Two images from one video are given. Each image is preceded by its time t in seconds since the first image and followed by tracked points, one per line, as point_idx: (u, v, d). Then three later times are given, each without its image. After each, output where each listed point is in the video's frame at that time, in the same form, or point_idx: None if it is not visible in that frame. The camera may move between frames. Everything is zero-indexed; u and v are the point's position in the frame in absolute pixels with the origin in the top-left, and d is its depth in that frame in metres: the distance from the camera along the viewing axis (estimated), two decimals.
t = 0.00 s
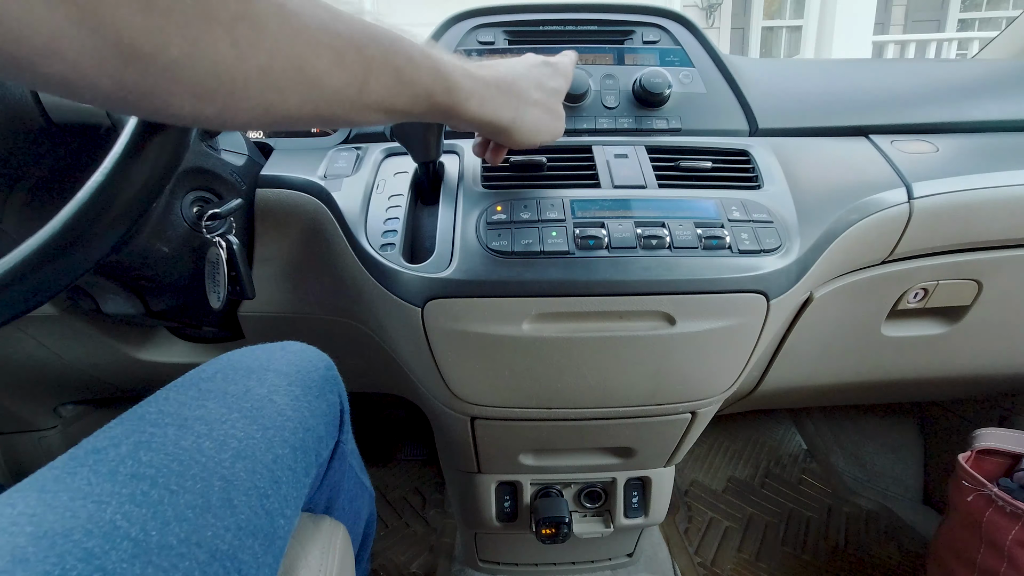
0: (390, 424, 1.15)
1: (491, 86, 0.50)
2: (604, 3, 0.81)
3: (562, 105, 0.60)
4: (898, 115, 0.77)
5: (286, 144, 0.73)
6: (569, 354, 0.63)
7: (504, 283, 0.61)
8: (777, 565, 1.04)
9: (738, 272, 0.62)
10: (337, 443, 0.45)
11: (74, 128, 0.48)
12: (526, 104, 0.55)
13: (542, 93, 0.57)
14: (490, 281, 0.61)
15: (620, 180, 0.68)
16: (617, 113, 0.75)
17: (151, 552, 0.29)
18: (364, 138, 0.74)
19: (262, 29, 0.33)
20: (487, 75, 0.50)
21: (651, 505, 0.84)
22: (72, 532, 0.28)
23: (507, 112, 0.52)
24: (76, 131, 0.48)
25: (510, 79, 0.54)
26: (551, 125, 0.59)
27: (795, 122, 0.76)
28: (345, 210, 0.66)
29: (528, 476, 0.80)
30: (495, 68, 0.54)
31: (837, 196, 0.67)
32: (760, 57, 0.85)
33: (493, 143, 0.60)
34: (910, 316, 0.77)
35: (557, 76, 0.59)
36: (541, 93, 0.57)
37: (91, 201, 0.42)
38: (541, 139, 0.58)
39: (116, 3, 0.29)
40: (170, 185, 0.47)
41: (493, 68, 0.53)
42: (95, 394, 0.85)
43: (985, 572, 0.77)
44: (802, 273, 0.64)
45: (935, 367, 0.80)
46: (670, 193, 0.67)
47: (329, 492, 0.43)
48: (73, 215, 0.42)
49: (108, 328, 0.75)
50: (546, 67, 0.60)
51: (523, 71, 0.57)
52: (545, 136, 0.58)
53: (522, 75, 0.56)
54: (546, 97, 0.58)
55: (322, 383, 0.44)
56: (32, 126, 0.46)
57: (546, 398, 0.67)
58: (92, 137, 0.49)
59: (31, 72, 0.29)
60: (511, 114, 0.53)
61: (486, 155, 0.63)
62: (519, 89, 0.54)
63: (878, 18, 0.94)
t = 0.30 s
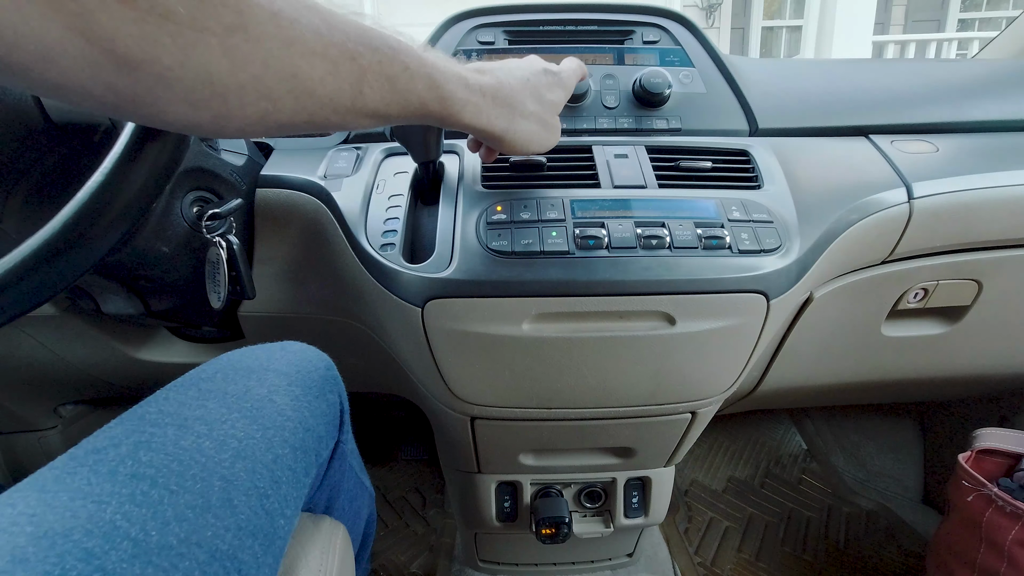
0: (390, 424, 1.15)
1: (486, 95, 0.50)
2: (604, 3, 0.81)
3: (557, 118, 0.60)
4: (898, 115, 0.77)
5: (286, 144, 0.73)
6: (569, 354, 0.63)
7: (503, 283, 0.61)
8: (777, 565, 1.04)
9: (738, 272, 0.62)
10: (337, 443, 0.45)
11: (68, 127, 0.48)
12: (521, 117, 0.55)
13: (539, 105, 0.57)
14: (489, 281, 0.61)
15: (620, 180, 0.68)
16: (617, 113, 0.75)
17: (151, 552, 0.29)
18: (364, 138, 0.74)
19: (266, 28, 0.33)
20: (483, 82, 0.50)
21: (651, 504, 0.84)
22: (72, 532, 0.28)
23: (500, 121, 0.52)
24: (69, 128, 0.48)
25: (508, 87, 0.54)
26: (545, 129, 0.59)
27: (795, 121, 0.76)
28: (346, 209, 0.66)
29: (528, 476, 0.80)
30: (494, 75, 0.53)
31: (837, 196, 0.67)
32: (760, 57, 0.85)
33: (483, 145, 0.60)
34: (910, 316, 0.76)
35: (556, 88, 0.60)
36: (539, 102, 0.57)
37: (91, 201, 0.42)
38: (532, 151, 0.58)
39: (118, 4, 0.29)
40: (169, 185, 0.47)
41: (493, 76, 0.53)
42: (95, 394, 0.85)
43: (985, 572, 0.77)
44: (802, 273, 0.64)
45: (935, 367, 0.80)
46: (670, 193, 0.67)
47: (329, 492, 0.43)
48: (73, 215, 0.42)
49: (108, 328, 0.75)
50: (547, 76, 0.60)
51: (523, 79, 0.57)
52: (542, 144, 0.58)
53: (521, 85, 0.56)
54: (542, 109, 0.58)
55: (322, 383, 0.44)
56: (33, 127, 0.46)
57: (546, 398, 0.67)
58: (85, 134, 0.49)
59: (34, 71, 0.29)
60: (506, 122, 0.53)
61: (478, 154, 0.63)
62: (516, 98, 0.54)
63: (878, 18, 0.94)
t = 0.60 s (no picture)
0: (390, 424, 1.15)
1: (486, 94, 0.50)
2: (603, 3, 0.81)
3: (557, 117, 0.60)
4: (898, 115, 0.77)
5: (286, 144, 0.73)
6: (568, 354, 0.63)
7: (503, 283, 0.61)
8: (776, 565, 1.04)
9: (739, 271, 0.62)
10: (337, 443, 0.45)
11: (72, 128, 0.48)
12: (521, 116, 0.55)
13: (540, 104, 0.57)
14: (490, 281, 0.61)
15: (620, 180, 0.68)
16: (617, 113, 0.75)
17: (151, 552, 0.29)
18: (364, 138, 0.74)
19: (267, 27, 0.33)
20: (484, 81, 0.50)
21: (651, 504, 0.84)
22: (72, 531, 0.28)
23: (501, 120, 0.52)
24: (72, 129, 0.48)
25: (508, 86, 0.54)
26: (545, 129, 0.59)
27: (795, 122, 0.76)
28: (346, 209, 0.66)
29: (528, 476, 0.80)
30: (495, 74, 0.53)
31: (837, 196, 0.67)
32: (760, 57, 0.85)
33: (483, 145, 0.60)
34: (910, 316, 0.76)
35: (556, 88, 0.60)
36: (539, 102, 0.57)
37: (91, 201, 0.42)
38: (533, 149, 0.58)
39: (119, 3, 0.29)
40: (170, 185, 0.47)
41: (493, 75, 0.53)
42: (94, 394, 0.85)
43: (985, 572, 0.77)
44: (802, 273, 0.64)
45: (935, 367, 0.80)
46: (670, 193, 0.67)
47: (329, 491, 0.43)
48: (73, 214, 0.42)
49: (107, 328, 0.75)
50: (547, 76, 0.60)
51: (524, 79, 0.57)
52: (542, 144, 0.58)
53: (522, 85, 0.56)
54: (542, 108, 0.58)
55: (321, 383, 0.44)
56: (33, 127, 0.46)
57: (545, 398, 0.67)
58: (87, 136, 0.49)
59: (34, 70, 0.29)
60: (506, 121, 0.53)
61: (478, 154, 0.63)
62: (516, 98, 0.54)
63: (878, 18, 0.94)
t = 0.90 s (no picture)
0: (390, 424, 1.15)
1: (486, 95, 0.50)
2: (603, 3, 0.81)
3: (556, 119, 0.60)
4: (898, 115, 0.77)
5: (286, 144, 0.73)
6: (568, 354, 0.63)
7: (503, 283, 0.61)
8: (776, 565, 1.04)
9: (739, 271, 0.62)
10: (337, 443, 0.45)
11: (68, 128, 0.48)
12: (520, 119, 0.55)
13: (539, 108, 0.57)
14: (490, 280, 0.61)
15: (620, 180, 0.68)
16: (617, 113, 0.75)
17: (151, 552, 0.29)
18: (364, 138, 0.74)
19: (267, 26, 0.33)
20: (484, 83, 0.50)
21: (651, 504, 0.84)
22: (72, 531, 0.28)
23: (500, 123, 0.52)
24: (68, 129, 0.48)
25: (508, 89, 0.54)
26: (544, 132, 0.59)
27: (795, 121, 0.76)
28: (345, 210, 0.66)
29: (528, 476, 0.80)
30: (495, 76, 0.53)
31: (837, 196, 0.67)
32: (760, 57, 0.85)
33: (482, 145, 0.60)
34: (910, 316, 0.76)
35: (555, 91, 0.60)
36: (538, 105, 0.58)
37: (91, 201, 0.42)
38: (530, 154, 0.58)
39: (119, 1, 0.29)
40: (170, 184, 0.47)
41: (493, 77, 0.53)
42: (95, 394, 0.85)
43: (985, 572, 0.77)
44: (802, 273, 0.64)
45: (936, 367, 0.80)
46: (670, 193, 0.67)
47: (329, 491, 0.43)
48: (73, 215, 0.42)
49: (108, 327, 0.75)
50: (546, 79, 0.60)
51: (524, 82, 0.57)
52: (541, 146, 0.58)
53: (522, 88, 0.56)
54: (541, 112, 0.58)
55: (321, 383, 0.44)
56: (33, 127, 0.46)
57: (545, 398, 0.67)
58: (84, 134, 0.49)
59: (33, 69, 0.29)
60: (505, 122, 0.53)
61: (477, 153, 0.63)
62: (516, 100, 0.54)
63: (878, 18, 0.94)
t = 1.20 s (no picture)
0: (390, 424, 1.15)
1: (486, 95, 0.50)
2: (603, 3, 0.81)
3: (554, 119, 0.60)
4: (898, 115, 0.77)
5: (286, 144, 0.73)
6: (568, 354, 0.63)
7: (503, 283, 0.61)
8: (776, 565, 1.04)
9: (739, 271, 0.62)
10: (337, 443, 0.45)
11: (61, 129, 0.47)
12: (521, 118, 0.55)
13: (539, 108, 0.57)
14: (490, 281, 0.61)
15: (620, 180, 0.68)
16: (617, 113, 0.75)
17: (151, 552, 0.29)
18: (364, 138, 0.74)
19: (266, 26, 0.33)
20: (485, 85, 0.50)
21: (650, 504, 0.84)
22: (72, 531, 0.28)
23: (500, 124, 0.52)
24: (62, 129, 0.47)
25: (509, 90, 0.54)
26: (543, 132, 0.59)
27: (795, 121, 0.76)
28: (346, 210, 0.66)
29: (528, 476, 0.80)
30: (495, 77, 0.53)
31: (838, 196, 0.67)
32: (760, 57, 0.85)
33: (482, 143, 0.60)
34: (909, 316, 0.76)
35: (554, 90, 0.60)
36: (538, 105, 0.57)
37: (91, 201, 0.42)
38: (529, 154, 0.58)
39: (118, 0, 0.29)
40: (170, 184, 0.47)
41: (494, 78, 0.53)
42: (95, 394, 0.85)
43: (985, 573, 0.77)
44: (802, 273, 0.64)
45: (935, 367, 0.80)
46: (670, 193, 0.67)
47: (329, 492, 0.43)
48: (73, 215, 0.42)
49: (107, 327, 0.75)
50: (546, 78, 0.60)
51: (525, 81, 0.56)
52: (540, 146, 0.59)
53: (523, 85, 0.56)
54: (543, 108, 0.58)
55: (321, 382, 0.44)
56: (33, 126, 0.46)
57: (545, 398, 0.67)
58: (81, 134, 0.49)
59: (32, 69, 0.29)
60: (506, 124, 0.53)
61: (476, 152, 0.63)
62: (517, 101, 0.54)
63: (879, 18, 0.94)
